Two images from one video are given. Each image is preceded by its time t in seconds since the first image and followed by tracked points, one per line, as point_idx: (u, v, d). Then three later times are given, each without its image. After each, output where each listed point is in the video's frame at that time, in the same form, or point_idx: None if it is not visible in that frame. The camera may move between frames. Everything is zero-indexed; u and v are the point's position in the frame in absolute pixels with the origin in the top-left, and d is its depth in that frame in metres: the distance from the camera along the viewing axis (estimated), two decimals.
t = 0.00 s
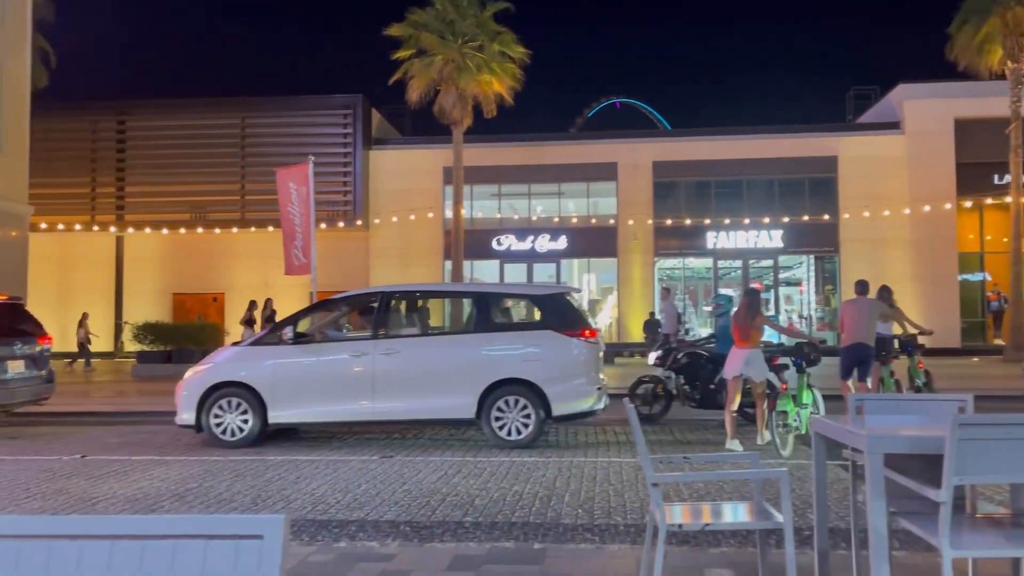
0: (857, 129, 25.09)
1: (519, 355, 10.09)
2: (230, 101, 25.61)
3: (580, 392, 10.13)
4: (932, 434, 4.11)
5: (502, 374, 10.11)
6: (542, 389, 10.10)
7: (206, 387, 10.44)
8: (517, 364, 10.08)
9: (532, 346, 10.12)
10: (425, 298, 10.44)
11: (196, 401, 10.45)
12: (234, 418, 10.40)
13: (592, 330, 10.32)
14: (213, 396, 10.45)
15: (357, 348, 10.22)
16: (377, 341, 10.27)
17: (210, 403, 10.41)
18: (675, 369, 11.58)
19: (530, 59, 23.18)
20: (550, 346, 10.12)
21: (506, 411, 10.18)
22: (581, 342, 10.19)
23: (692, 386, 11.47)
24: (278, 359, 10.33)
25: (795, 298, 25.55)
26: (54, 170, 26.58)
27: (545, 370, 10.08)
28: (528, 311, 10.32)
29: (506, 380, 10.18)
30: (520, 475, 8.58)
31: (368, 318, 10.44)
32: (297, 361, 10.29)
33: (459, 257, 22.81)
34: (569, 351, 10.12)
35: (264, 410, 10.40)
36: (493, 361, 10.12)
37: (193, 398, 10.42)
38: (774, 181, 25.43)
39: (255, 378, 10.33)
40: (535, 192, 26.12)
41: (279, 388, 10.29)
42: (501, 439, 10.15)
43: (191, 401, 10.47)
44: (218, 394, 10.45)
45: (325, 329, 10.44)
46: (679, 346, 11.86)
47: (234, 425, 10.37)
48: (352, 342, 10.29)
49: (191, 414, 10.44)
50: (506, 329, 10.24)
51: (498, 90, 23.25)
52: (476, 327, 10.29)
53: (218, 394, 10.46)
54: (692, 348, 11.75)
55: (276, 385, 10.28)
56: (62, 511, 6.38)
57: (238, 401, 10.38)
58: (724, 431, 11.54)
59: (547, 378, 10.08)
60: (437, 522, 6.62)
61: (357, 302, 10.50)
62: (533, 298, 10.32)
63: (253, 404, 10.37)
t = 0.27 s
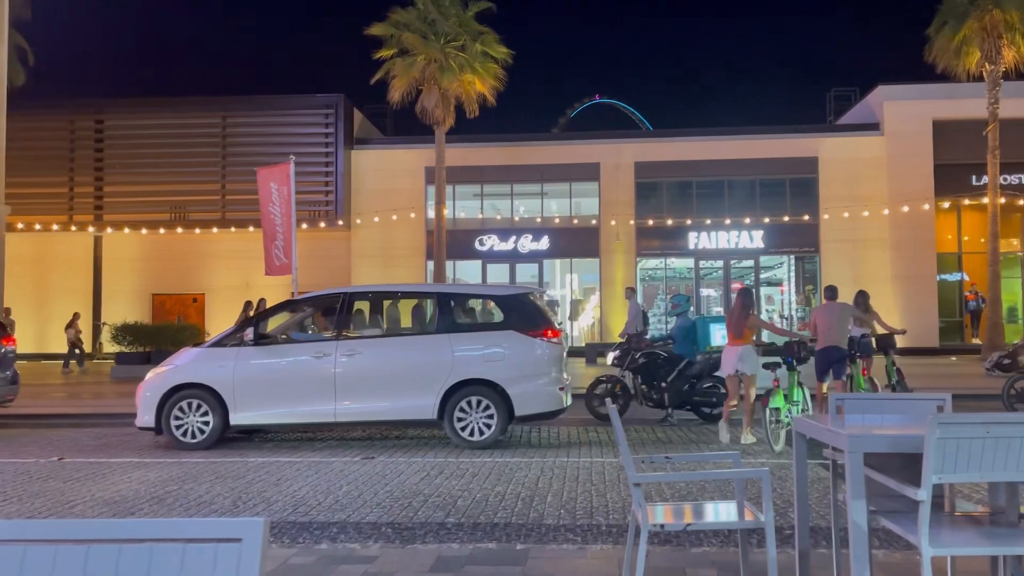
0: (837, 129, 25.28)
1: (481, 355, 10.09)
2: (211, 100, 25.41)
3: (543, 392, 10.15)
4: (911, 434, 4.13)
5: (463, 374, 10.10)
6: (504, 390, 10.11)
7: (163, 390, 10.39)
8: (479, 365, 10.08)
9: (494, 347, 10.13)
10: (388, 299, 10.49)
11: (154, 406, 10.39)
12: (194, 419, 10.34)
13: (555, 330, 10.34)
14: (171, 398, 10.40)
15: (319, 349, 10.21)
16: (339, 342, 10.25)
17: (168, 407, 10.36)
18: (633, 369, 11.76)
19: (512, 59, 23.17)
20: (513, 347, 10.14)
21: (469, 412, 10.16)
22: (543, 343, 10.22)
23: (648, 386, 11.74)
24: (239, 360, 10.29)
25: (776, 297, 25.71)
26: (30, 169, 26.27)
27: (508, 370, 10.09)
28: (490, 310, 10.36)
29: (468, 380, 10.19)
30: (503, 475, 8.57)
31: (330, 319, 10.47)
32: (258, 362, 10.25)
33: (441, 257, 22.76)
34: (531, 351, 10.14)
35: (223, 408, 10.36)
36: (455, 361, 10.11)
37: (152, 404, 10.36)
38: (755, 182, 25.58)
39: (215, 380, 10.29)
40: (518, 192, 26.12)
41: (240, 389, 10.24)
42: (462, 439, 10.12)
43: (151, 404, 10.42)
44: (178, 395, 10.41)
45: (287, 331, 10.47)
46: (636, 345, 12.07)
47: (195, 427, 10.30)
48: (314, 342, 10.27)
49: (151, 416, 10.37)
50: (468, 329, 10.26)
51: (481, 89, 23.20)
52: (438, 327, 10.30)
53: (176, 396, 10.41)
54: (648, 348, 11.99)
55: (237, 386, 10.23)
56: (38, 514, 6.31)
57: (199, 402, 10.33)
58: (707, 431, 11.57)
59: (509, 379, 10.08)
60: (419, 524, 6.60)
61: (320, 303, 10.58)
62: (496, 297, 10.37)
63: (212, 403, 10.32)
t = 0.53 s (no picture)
0: (835, 129, 25.31)
1: (462, 354, 10.10)
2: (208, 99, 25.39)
3: (524, 391, 10.17)
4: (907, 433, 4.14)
5: (444, 373, 10.11)
6: (486, 389, 10.13)
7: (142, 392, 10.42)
8: (460, 364, 10.09)
9: (475, 346, 10.15)
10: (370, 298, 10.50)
11: (136, 405, 10.42)
12: (176, 419, 10.36)
13: (536, 329, 10.34)
14: (151, 399, 10.43)
15: (300, 348, 10.22)
16: (320, 341, 10.26)
17: (149, 409, 10.39)
18: (607, 368, 11.96)
19: (510, 58, 23.16)
20: (495, 346, 10.15)
21: (450, 411, 10.18)
22: (524, 342, 10.23)
23: (621, 385, 11.90)
24: (220, 359, 10.30)
25: (773, 297, 25.74)
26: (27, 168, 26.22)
27: (489, 369, 10.11)
28: (471, 310, 10.39)
29: (449, 379, 10.19)
30: (500, 474, 8.59)
31: (312, 318, 10.48)
32: (240, 361, 10.26)
33: (438, 257, 22.74)
34: (512, 351, 10.16)
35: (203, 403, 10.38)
36: (437, 360, 10.12)
37: (133, 406, 10.39)
38: (752, 181, 25.60)
39: (196, 379, 10.30)
40: (516, 191, 26.13)
41: (220, 388, 10.26)
42: (441, 437, 10.17)
43: (133, 403, 10.44)
44: (160, 394, 10.42)
45: (270, 330, 10.52)
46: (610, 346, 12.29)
47: (176, 427, 10.32)
48: (295, 341, 10.28)
49: (133, 415, 10.40)
50: (449, 329, 10.27)
51: (478, 88, 23.19)
52: (418, 327, 10.31)
53: (156, 397, 10.44)
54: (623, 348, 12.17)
55: (218, 386, 10.25)
56: (35, 513, 6.32)
57: (180, 401, 10.35)
58: (706, 430, 11.57)
59: (490, 378, 10.09)
60: (417, 523, 6.61)
61: (302, 302, 10.60)
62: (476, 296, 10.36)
63: (192, 400, 10.34)
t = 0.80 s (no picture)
0: (848, 124, 25.17)
1: (460, 350, 10.15)
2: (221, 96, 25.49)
3: (522, 387, 10.22)
4: (920, 430, 4.13)
5: (442, 369, 10.15)
6: (484, 386, 10.18)
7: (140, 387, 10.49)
8: (458, 361, 10.13)
9: (473, 341, 10.20)
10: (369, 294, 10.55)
11: (137, 400, 10.49)
12: (177, 414, 10.44)
13: (533, 324, 10.38)
14: (150, 393, 10.51)
15: (299, 345, 10.25)
16: (319, 337, 10.30)
17: (149, 405, 10.48)
18: (596, 365, 12.01)
19: (521, 55, 23.14)
20: (493, 342, 10.19)
21: (448, 406, 10.23)
22: (522, 338, 10.27)
23: (611, 381, 11.98)
24: (220, 355, 10.36)
25: (785, 293, 25.69)
26: (42, 165, 26.41)
27: (486, 365, 10.14)
28: (469, 306, 10.41)
29: (447, 374, 10.23)
30: (511, 470, 8.61)
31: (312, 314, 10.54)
32: (240, 357, 10.32)
33: (450, 253, 22.75)
34: (510, 347, 10.19)
35: (202, 397, 10.45)
36: (435, 356, 10.16)
37: (132, 403, 10.47)
38: (764, 177, 25.51)
39: (196, 374, 10.37)
40: (527, 187, 26.11)
41: (220, 384, 10.33)
42: (438, 432, 10.22)
43: (133, 398, 10.51)
44: (160, 390, 10.49)
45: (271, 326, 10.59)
46: (599, 341, 12.31)
47: (177, 422, 10.41)
48: (294, 337, 10.32)
49: (134, 410, 10.48)
50: (447, 325, 10.31)
51: (490, 85, 23.17)
52: (417, 322, 10.36)
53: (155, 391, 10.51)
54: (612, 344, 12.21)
55: (218, 381, 10.31)
56: (52, 507, 6.40)
57: (180, 397, 10.43)
58: (717, 427, 11.57)
59: (487, 374, 10.13)
60: (429, 517, 6.65)
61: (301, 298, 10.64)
62: (473, 292, 10.37)
63: (190, 393, 10.42)
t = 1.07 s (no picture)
0: (877, 116, 24.82)
1: (472, 344, 10.24)
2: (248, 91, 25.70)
3: (534, 380, 10.31)
4: (950, 426, 4.07)
5: (455, 362, 10.26)
6: (497, 380, 10.27)
7: (158, 378, 10.64)
8: (471, 354, 10.23)
9: (486, 335, 10.29)
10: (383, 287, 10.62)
11: (154, 392, 10.60)
12: (194, 406, 10.56)
13: (546, 319, 10.48)
14: (167, 383, 10.64)
15: (314, 337, 10.41)
16: (334, 330, 10.44)
17: (165, 396, 10.59)
18: (601, 359, 12.12)
19: (546, 48, 23.07)
20: (506, 335, 10.29)
21: (460, 400, 10.32)
22: (535, 332, 10.36)
23: (617, 375, 12.00)
24: (237, 347, 10.50)
25: (813, 287, 25.48)
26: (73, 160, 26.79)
27: (499, 359, 10.24)
28: (482, 299, 10.48)
29: (460, 368, 10.34)
30: (536, 463, 8.62)
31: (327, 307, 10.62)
32: (256, 349, 10.46)
33: (474, 247, 22.76)
34: (522, 340, 10.28)
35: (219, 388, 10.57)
36: (447, 350, 10.28)
37: (150, 395, 10.59)
38: (792, 170, 25.25)
39: (212, 367, 10.50)
40: (551, 180, 26.06)
41: (236, 376, 10.47)
42: (450, 424, 10.31)
43: (151, 390, 10.61)
44: (178, 382, 10.61)
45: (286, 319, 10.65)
46: (602, 337, 12.41)
47: (194, 413, 10.53)
48: (310, 330, 10.46)
49: (152, 402, 10.60)
50: (459, 318, 10.40)
51: (514, 78, 23.12)
52: (430, 316, 10.45)
53: (171, 382, 10.66)
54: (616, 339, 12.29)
55: (234, 373, 10.46)
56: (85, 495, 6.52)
57: (198, 388, 10.55)
58: (743, 422, 11.50)
59: (499, 367, 10.23)
60: (453, 510, 6.68)
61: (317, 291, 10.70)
62: (488, 286, 10.48)
63: (207, 382, 10.55)
